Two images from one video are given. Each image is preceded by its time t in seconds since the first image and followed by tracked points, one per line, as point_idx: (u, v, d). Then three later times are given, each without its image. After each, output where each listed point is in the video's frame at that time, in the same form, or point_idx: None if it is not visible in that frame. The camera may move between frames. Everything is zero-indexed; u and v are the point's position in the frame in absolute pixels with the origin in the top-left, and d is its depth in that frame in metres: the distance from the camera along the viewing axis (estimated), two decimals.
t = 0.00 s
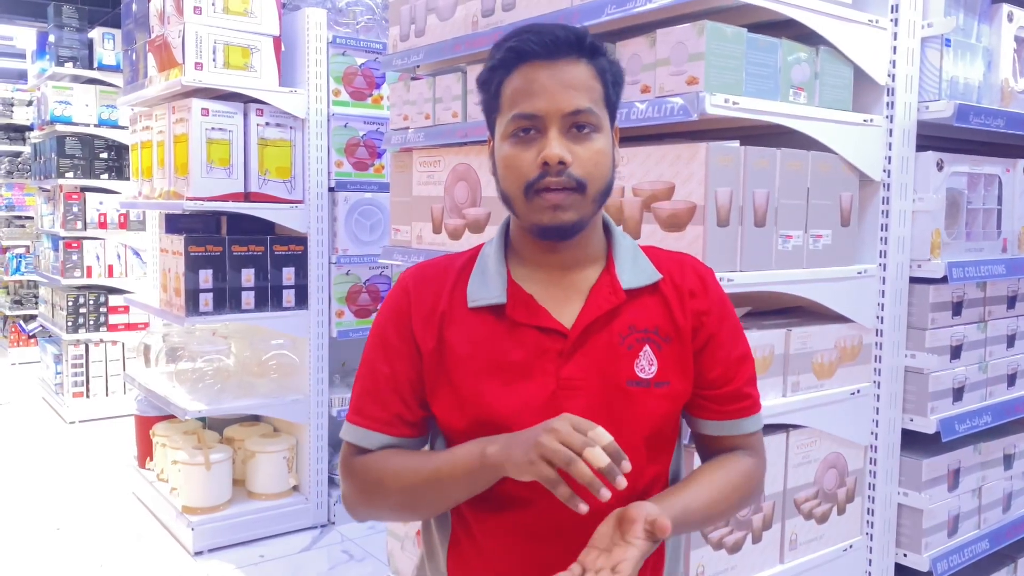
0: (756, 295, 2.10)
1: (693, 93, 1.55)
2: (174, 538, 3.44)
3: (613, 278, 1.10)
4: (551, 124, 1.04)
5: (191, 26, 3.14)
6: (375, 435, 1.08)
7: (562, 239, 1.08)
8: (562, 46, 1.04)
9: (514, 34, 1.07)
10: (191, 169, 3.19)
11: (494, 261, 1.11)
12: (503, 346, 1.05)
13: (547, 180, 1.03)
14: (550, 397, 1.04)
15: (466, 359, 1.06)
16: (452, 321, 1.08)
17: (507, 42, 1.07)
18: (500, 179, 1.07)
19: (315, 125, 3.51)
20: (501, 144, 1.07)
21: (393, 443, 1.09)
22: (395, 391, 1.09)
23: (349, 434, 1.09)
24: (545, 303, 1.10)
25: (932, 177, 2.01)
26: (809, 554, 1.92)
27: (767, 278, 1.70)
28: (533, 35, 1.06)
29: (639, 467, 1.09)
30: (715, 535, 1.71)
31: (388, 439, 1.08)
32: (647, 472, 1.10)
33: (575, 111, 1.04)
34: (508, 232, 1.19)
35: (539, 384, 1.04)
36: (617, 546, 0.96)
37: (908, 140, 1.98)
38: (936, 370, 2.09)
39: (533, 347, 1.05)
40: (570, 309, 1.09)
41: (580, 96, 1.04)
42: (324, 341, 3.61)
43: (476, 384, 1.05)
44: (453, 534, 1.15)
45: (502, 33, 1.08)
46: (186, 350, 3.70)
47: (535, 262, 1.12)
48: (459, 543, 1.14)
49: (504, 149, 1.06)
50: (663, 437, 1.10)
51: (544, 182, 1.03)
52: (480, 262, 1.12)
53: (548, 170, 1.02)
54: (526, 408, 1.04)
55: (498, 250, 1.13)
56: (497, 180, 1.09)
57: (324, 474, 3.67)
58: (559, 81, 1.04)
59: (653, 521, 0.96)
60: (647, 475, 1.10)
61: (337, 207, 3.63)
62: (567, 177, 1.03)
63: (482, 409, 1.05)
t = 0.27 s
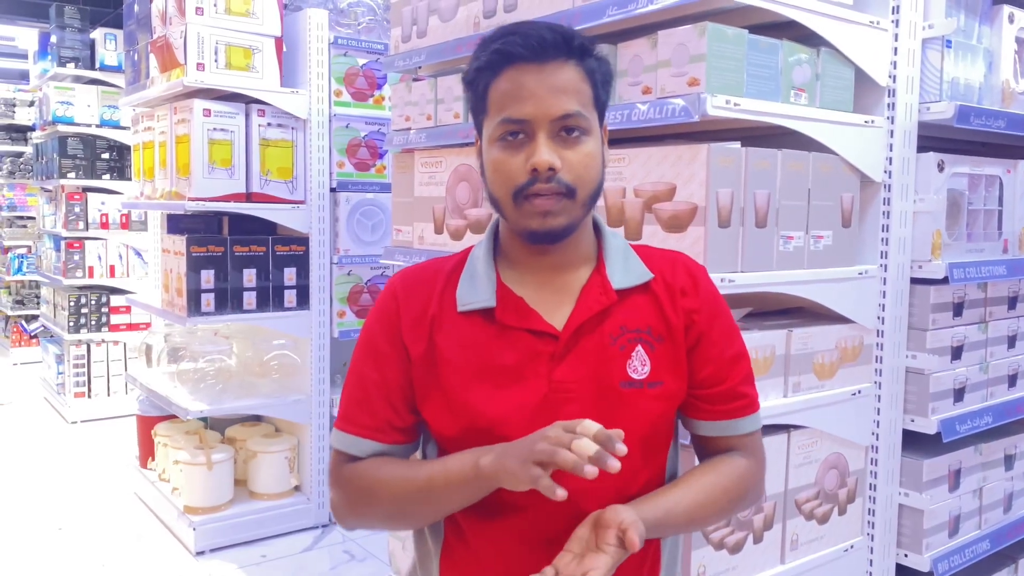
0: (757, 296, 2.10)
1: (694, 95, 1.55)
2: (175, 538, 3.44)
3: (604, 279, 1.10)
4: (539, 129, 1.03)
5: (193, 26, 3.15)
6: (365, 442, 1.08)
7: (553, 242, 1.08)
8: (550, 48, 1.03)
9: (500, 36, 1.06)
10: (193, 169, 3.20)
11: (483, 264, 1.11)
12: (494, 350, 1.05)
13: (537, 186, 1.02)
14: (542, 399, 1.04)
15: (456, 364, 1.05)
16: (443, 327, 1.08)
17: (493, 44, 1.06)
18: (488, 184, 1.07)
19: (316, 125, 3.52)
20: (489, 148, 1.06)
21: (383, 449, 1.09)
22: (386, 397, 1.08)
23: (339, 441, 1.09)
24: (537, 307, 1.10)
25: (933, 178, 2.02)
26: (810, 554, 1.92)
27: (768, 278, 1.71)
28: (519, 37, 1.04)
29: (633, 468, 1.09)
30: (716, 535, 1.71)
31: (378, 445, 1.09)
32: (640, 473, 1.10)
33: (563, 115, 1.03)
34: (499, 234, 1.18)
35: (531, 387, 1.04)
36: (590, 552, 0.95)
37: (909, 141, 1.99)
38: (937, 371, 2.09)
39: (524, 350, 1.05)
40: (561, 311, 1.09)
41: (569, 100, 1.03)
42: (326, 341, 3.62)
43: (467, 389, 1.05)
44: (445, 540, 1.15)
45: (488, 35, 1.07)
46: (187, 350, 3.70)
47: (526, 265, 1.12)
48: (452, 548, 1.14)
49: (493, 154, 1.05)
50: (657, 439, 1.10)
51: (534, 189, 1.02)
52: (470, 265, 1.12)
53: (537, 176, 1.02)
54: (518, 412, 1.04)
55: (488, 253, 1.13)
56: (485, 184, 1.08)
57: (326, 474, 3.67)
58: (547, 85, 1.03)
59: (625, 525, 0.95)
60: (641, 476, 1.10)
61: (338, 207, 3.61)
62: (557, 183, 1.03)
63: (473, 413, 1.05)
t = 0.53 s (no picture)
0: (759, 297, 2.10)
1: (697, 96, 1.55)
2: (177, 539, 3.44)
3: (592, 282, 1.09)
4: (523, 127, 1.03)
5: (196, 27, 3.15)
6: (349, 452, 1.07)
7: (538, 243, 1.07)
8: (532, 43, 1.03)
9: (481, 32, 1.05)
10: (195, 170, 3.21)
11: (469, 268, 1.10)
12: (482, 356, 1.04)
13: (520, 186, 1.01)
14: (530, 405, 1.03)
15: (443, 370, 1.05)
16: (429, 334, 1.07)
17: (475, 40, 1.06)
18: (472, 184, 1.06)
19: (319, 126, 3.52)
20: (472, 147, 1.06)
21: (366, 460, 1.07)
22: (371, 406, 1.07)
23: (324, 453, 1.08)
24: (524, 311, 1.09)
25: (936, 179, 2.02)
26: (812, 556, 1.92)
27: (771, 280, 1.71)
28: (500, 33, 1.04)
29: (624, 472, 1.08)
30: (719, 537, 1.71)
31: (362, 456, 1.07)
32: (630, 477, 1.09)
33: (547, 112, 1.02)
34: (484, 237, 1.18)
35: (518, 393, 1.03)
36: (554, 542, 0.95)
37: (911, 143, 1.99)
38: (939, 372, 2.08)
39: (512, 355, 1.04)
40: (549, 315, 1.09)
41: (552, 97, 1.03)
42: (328, 342, 3.62)
43: (453, 395, 1.04)
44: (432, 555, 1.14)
45: (471, 31, 1.07)
46: (189, 351, 3.71)
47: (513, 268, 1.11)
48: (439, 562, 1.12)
49: (476, 153, 1.04)
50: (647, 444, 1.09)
51: (516, 188, 1.01)
52: (455, 270, 1.11)
53: (520, 175, 1.01)
54: (506, 418, 1.03)
55: (473, 257, 1.13)
56: (469, 184, 1.07)
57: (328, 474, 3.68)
58: (530, 81, 1.02)
59: (595, 530, 0.94)
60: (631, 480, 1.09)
61: (340, 208, 3.61)
62: (540, 183, 1.02)
63: (460, 421, 1.04)
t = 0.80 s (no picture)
0: (762, 298, 2.10)
1: (700, 96, 1.55)
2: (179, 539, 3.44)
3: (577, 283, 1.09)
4: (504, 118, 1.02)
5: (199, 28, 3.16)
6: (327, 460, 1.05)
7: (520, 239, 1.06)
8: (512, 32, 1.02)
9: (461, 22, 1.05)
10: (198, 171, 3.21)
11: (450, 271, 1.09)
12: (466, 360, 1.04)
13: (500, 177, 1.00)
14: (515, 410, 1.02)
15: (426, 375, 1.04)
16: (411, 338, 1.06)
17: (454, 31, 1.05)
18: (452, 178, 1.05)
19: (321, 127, 3.52)
20: (452, 140, 1.05)
21: (344, 469, 1.06)
22: (351, 411, 1.06)
23: (301, 461, 1.06)
24: (508, 312, 1.09)
25: (939, 180, 2.02)
26: (815, 557, 1.91)
27: (775, 280, 1.70)
28: (480, 23, 1.04)
29: (610, 477, 1.08)
30: (721, 538, 1.71)
31: (339, 464, 1.05)
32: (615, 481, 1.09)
33: (528, 103, 1.02)
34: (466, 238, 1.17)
35: (504, 398, 1.03)
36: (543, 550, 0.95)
37: (914, 143, 1.99)
38: (943, 374, 2.08)
39: (497, 359, 1.03)
40: (532, 317, 1.08)
41: (534, 87, 1.02)
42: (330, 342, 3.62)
43: (437, 400, 1.03)
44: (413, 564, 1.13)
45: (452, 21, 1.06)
46: (191, 352, 3.70)
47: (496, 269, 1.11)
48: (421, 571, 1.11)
49: (456, 146, 1.04)
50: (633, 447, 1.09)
51: (496, 179, 1.00)
52: (436, 272, 1.10)
53: (501, 165, 1.00)
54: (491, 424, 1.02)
55: (454, 258, 1.12)
56: (449, 179, 1.07)
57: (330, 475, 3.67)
58: (511, 71, 1.02)
59: (587, 540, 0.93)
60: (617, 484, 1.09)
61: (342, 209, 3.62)
62: (521, 174, 1.01)
63: (444, 426, 1.03)
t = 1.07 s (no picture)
0: (763, 300, 2.11)
1: (703, 99, 1.55)
2: (181, 540, 3.45)
3: (561, 285, 1.09)
4: (487, 115, 1.02)
5: (201, 29, 3.16)
6: (303, 468, 1.04)
7: (504, 238, 1.06)
8: (496, 28, 1.03)
9: (443, 19, 1.05)
10: (200, 173, 3.22)
11: (431, 272, 1.09)
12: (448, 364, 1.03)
13: (484, 174, 1.00)
14: (498, 413, 1.02)
15: (406, 378, 1.03)
16: (391, 342, 1.05)
17: (436, 28, 1.05)
18: (434, 177, 1.04)
19: (323, 129, 3.52)
20: (434, 138, 1.04)
21: (318, 476, 1.05)
22: (328, 417, 1.05)
23: (275, 471, 1.05)
24: (490, 313, 1.08)
25: (942, 183, 2.01)
26: (818, 559, 1.91)
27: (777, 283, 1.70)
28: (463, 20, 1.04)
29: (592, 480, 1.08)
30: (724, 540, 1.71)
31: (315, 472, 1.04)
32: (598, 484, 1.09)
33: (512, 101, 1.02)
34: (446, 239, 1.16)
35: (486, 401, 1.02)
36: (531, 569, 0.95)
37: (917, 146, 1.98)
38: (945, 376, 2.07)
39: (480, 362, 1.03)
40: (515, 318, 1.08)
41: (517, 84, 1.02)
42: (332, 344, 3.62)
43: (418, 403, 1.03)
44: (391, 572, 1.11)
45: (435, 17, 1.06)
46: (194, 353, 3.71)
47: (477, 269, 1.10)
48: None
49: (439, 143, 1.03)
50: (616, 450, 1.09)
51: (480, 177, 1.00)
52: (417, 273, 1.09)
53: (485, 163, 1.00)
54: (473, 427, 1.02)
55: (435, 259, 1.11)
56: (431, 178, 1.06)
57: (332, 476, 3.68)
58: (495, 68, 1.02)
59: (572, 557, 0.93)
60: (600, 487, 1.09)
61: (345, 210, 3.59)
62: (505, 172, 1.00)
63: (425, 430, 1.02)
